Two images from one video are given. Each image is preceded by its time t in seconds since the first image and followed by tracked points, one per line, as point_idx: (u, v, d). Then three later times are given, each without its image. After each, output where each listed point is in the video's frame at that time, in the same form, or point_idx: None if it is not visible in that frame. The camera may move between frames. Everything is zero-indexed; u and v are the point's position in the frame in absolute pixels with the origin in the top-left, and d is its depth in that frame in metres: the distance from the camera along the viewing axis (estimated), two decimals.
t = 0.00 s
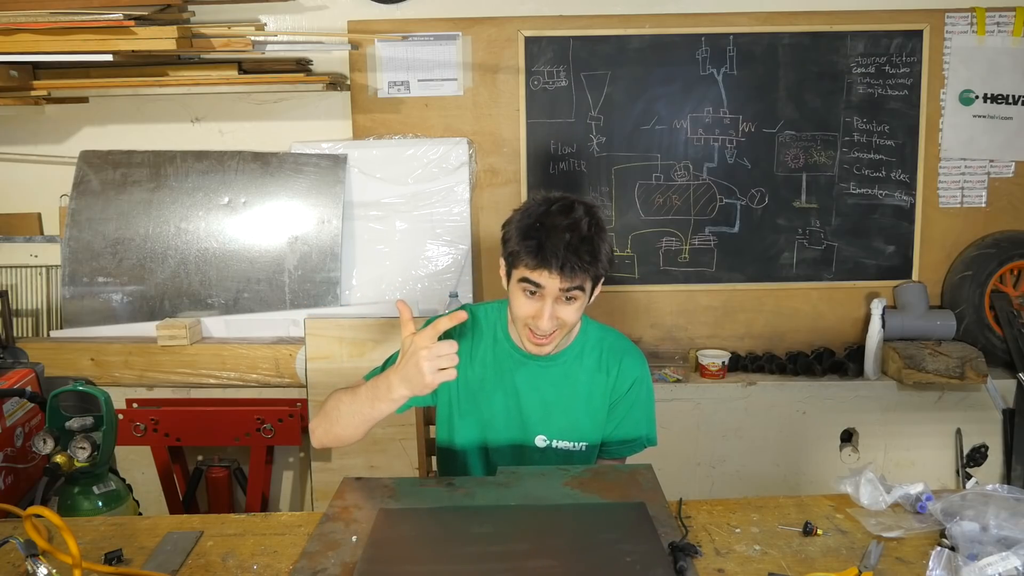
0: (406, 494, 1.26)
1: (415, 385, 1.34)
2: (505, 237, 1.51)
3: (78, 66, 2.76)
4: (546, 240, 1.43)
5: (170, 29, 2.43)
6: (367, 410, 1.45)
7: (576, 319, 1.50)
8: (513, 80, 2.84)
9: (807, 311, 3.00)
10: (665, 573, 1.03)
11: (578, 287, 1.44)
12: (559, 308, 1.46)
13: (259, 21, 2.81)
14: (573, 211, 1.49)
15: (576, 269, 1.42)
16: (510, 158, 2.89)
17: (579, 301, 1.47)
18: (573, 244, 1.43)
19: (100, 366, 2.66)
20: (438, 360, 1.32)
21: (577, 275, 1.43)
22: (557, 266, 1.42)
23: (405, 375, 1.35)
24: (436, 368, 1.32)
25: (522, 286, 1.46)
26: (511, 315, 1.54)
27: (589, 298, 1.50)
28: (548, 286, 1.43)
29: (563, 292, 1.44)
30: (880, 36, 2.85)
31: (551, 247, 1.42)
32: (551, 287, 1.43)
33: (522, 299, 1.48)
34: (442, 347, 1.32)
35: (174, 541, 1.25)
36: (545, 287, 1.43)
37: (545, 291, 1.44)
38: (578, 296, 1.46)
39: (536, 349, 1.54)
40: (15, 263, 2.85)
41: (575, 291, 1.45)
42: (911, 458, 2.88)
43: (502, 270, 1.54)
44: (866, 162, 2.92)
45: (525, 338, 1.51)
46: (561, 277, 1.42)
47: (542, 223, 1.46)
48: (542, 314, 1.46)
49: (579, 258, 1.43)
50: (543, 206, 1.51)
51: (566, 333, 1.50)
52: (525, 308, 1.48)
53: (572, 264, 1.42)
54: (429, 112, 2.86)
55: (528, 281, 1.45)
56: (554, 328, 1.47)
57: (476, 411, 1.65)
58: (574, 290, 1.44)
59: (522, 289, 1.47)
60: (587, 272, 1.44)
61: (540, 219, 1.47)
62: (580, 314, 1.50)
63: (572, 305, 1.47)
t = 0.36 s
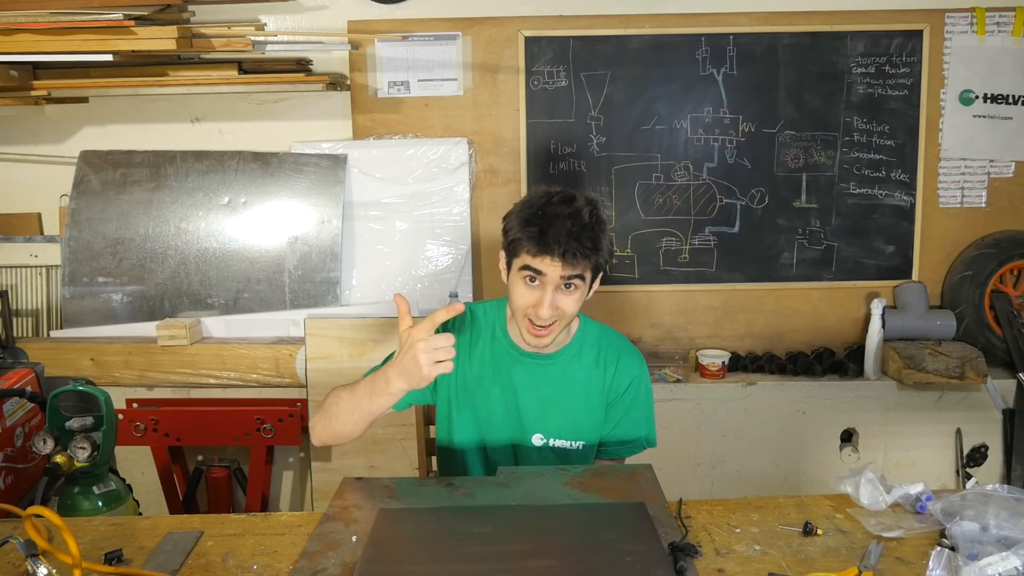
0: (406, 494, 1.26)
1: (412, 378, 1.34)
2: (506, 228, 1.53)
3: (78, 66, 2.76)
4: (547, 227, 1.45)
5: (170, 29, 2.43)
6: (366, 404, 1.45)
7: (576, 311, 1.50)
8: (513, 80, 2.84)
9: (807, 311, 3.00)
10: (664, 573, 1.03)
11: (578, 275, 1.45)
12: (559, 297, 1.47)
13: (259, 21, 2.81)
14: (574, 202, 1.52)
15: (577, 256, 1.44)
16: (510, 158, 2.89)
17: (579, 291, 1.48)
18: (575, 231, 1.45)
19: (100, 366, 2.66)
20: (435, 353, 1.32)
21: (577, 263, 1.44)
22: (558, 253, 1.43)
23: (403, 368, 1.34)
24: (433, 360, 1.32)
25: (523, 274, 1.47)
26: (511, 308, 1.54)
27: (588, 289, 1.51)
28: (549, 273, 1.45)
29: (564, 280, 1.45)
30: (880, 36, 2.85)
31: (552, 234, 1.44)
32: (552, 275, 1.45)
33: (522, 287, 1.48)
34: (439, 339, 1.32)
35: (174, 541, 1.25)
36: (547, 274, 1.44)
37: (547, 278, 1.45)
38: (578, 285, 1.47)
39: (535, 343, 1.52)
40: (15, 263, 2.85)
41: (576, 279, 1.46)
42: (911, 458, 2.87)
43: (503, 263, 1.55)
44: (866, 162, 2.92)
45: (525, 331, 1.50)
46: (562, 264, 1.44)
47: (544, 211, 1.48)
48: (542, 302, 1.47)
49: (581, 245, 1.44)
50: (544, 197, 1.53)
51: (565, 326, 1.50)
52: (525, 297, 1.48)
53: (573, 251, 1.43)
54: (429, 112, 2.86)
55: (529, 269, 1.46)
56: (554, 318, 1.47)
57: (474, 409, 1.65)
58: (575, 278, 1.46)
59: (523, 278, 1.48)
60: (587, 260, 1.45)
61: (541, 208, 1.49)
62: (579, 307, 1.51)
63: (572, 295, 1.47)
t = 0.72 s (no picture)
0: (406, 494, 1.26)
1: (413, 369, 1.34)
2: (506, 224, 1.53)
3: (78, 66, 2.76)
4: (548, 222, 1.46)
5: (170, 29, 2.43)
6: (366, 400, 1.45)
7: (576, 308, 1.49)
8: (513, 80, 2.84)
9: (807, 311, 3.00)
10: (665, 573, 1.03)
11: (579, 270, 1.45)
12: (560, 292, 1.46)
13: (259, 21, 2.81)
14: (574, 197, 1.53)
15: (577, 251, 1.44)
16: (510, 158, 2.89)
17: (580, 287, 1.47)
18: (575, 225, 1.46)
19: (100, 366, 2.66)
20: (436, 345, 1.32)
21: (578, 257, 1.44)
22: (558, 247, 1.44)
23: (404, 361, 1.35)
24: (434, 351, 1.32)
25: (524, 269, 1.48)
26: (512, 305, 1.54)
27: (589, 286, 1.51)
28: (550, 268, 1.45)
29: (564, 275, 1.45)
30: (880, 36, 2.85)
31: (552, 228, 1.44)
32: (552, 269, 1.45)
33: (523, 283, 1.48)
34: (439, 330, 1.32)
35: (174, 541, 1.25)
36: (547, 268, 1.45)
37: (547, 273, 1.45)
38: (579, 281, 1.47)
39: (536, 341, 1.50)
40: (15, 263, 2.85)
41: (577, 274, 1.46)
42: (911, 458, 2.88)
43: (505, 260, 1.56)
44: (866, 162, 2.92)
45: (525, 327, 1.49)
46: (562, 258, 1.44)
47: (544, 206, 1.49)
48: (543, 297, 1.46)
49: (581, 240, 1.45)
50: (544, 193, 1.53)
51: (566, 323, 1.48)
52: (526, 292, 1.48)
53: (573, 245, 1.44)
54: (429, 112, 2.86)
55: (530, 264, 1.46)
56: (554, 314, 1.46)
57: (475, 409, 1.64)
58: (575, 273, 1.45)
59: (524, 273, 1.48)
60: (588, 255, 1.45)
61: (542, 203, 1.50)
62: (580, 304, 1.50)
63: (572, 291, 1.47)
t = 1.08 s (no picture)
0: (406, 494, 1.26)
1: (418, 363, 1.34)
2: (505, 223, 1.54)
3: (78, 66, 2.76)
4: (546, 215, 1.47)
5: (170, 29, 2.43)
6: (368, 396, 1.45)
7: (578, 304, 1.48)
8: (513, 80, 2.84)
9: (807, 311, 3.00)
10: (665, 573, 1.03)
11: (579, 262, 1.45)
12: (561, 286, 1.46)
13: (259, 21, 2.81)
14: (571, 191, 1.54)
15: (576, 243, 1.45)
16: (510, 158, 2.89)
17: (580, 281, 1.47)
18: (573, 218, 1.47)
19: (100, 366, 2.66)
20: (441, 339, 1.32)
21: (578, 249, 1.45)
22: (558, 239, 1.44)
23: (408, 356, 1.35)
24: (438, 344, 1.32)
25: (524, 265, 1.47)
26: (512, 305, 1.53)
27: (589, 280, 1.51)
28: (550, 261, 1.45)
29: (565, 268, 1.45)
30: (880, 36, 2.85)
31: (551, 221, 1.45)
32: (553, 263, 1.45)
33: (523, 279, 1.48)
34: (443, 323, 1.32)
35: (174, 541, 1.25)
36: (547, 262, 1.45)
37: (547, 267, 1.45)
38: (580, 274, 1.46)
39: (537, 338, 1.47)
40: (15, 263, 2.85)
41: (577, 267, 1.46)
42: (911, 458, 2.87)
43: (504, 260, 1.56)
44: (866, 161, 2.92)
45: (526, 324, 1.47)
46: (562, 251, 1.44)
47: (542, 201, 1.50)
48: (544, 291, 1.45)
49: (580, 231, 1.46)
50: (541, 190, 1.55)
51: (568, 319, 1.46)
52: (527, 289, 1.47)
53: (573, 237, 1.45)
54: (429, 112, 2.86)
55: (530, 258, 1.46)
56: (556, 308, 1.45)
57: (475, 409, 1.64)
58: (575, 266, 1.45)
59: (524, 269, 1.47)
60: (587, 246, 1.46)
61: (539, 199, 1.51)
62: (581, 299, 1.49)
63: (573, 285, 1.46)
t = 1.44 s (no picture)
0: (406, 494, 1.26)
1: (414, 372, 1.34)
2: (499, 235, 1.53)
3: (78, 66, 2.76)
4: (543, 231, 1.45)
5: (170, 29, 2.43)
6: (365, 404, 1.45)
7: (580, 310, 1.51)
8: (513, 80, 2.84)
9: (807, 311, 3.00)
10: (665, 573, 1.03)
11: (579, 273, 1.46)
12: (564, 297, 1.47)
13: (259, 21, 2.81)
14: (565, 201, 1.52)
15: (576, 256, 1.45)
16: (510, 158, 2.89)
17: (582, 290, 1.49)
18: (571, 231, 1.46)
19: (100, 366, 2.66)
20: (436, 348, 1.32)
21: (578, 262, 1.45)
22: (558, 256, 1.43)
23: (404, 364, 1.35)
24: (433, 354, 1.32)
25: (525, 280, 1.48)
26: (514, 314, 1.55)
27: (589, 286, 1.52)
28: (551, 276, 1.45)
29: (566, 280, 1.46)
30: (879, 36, 2.85)
31: (549, 238, 1.44)
32: (554, 278, 1.45)
33: (525, 293, 1.49)
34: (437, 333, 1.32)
35: (174, 541, 1.25)
36: (548, 277, 1.45)
37: (548, 281, 1.46)
38: (581, 283, 1.48)
39: (544, 347, 1.52)
40: (15, 263, 2.85)
41: (578, 277, 1.47)
42: (911, 458, 2.87)
43: (501, 269, 1.56)
44: (866, 162, 2.92)
45: (532, 335, 1.50)
46: (563, 266, 1.44)
47: (537, 214, 1.48)
48: (547, 304, 1.47)
49: (579, 245, 1.45)
50: (534, 201, 1.53)
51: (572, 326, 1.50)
52: (530, 303, 1.48)
53: (572, 251, 1.44)
54: (429, 112, 2.86)
55: (531, 274, 1.46)
56: (560, 319, 1.47)
57: (473, 410, 1.65)
58: (577, 277, 1.46)
59: (525, 284, 1.48)
60: (587, 257, 1.46)
61: (534, 212, 1.49)
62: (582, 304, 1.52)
63: (575, 294, 1.48)
